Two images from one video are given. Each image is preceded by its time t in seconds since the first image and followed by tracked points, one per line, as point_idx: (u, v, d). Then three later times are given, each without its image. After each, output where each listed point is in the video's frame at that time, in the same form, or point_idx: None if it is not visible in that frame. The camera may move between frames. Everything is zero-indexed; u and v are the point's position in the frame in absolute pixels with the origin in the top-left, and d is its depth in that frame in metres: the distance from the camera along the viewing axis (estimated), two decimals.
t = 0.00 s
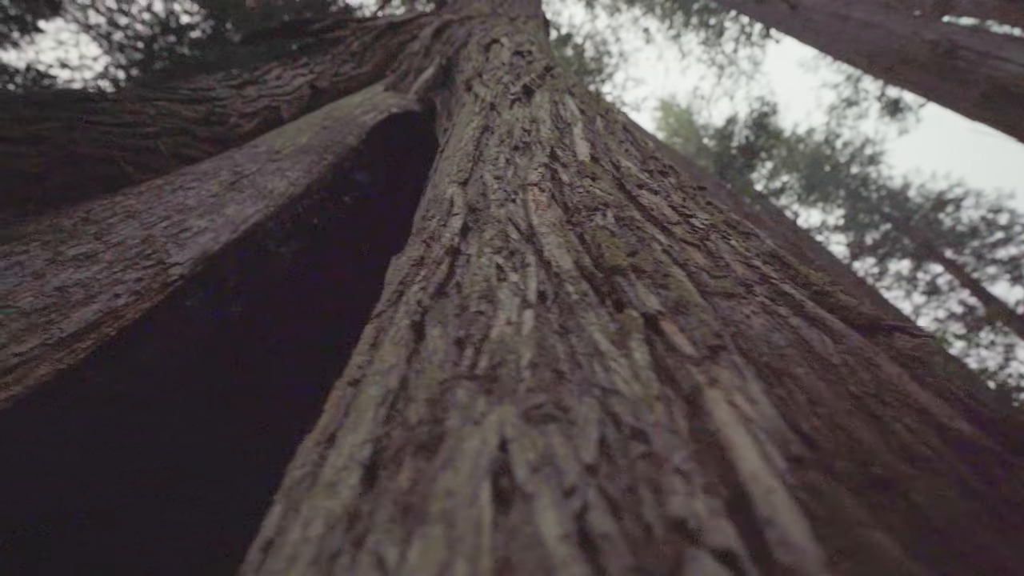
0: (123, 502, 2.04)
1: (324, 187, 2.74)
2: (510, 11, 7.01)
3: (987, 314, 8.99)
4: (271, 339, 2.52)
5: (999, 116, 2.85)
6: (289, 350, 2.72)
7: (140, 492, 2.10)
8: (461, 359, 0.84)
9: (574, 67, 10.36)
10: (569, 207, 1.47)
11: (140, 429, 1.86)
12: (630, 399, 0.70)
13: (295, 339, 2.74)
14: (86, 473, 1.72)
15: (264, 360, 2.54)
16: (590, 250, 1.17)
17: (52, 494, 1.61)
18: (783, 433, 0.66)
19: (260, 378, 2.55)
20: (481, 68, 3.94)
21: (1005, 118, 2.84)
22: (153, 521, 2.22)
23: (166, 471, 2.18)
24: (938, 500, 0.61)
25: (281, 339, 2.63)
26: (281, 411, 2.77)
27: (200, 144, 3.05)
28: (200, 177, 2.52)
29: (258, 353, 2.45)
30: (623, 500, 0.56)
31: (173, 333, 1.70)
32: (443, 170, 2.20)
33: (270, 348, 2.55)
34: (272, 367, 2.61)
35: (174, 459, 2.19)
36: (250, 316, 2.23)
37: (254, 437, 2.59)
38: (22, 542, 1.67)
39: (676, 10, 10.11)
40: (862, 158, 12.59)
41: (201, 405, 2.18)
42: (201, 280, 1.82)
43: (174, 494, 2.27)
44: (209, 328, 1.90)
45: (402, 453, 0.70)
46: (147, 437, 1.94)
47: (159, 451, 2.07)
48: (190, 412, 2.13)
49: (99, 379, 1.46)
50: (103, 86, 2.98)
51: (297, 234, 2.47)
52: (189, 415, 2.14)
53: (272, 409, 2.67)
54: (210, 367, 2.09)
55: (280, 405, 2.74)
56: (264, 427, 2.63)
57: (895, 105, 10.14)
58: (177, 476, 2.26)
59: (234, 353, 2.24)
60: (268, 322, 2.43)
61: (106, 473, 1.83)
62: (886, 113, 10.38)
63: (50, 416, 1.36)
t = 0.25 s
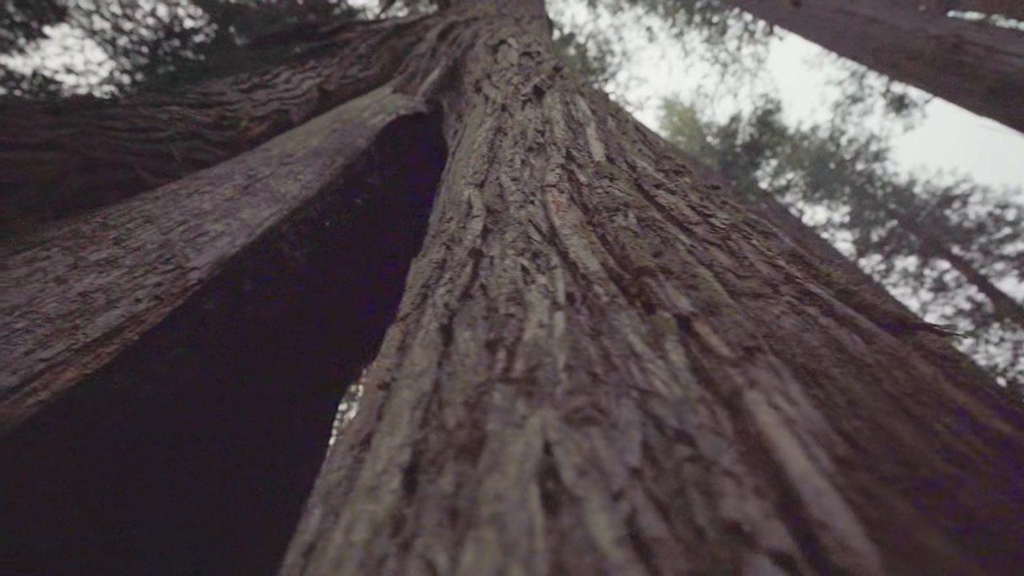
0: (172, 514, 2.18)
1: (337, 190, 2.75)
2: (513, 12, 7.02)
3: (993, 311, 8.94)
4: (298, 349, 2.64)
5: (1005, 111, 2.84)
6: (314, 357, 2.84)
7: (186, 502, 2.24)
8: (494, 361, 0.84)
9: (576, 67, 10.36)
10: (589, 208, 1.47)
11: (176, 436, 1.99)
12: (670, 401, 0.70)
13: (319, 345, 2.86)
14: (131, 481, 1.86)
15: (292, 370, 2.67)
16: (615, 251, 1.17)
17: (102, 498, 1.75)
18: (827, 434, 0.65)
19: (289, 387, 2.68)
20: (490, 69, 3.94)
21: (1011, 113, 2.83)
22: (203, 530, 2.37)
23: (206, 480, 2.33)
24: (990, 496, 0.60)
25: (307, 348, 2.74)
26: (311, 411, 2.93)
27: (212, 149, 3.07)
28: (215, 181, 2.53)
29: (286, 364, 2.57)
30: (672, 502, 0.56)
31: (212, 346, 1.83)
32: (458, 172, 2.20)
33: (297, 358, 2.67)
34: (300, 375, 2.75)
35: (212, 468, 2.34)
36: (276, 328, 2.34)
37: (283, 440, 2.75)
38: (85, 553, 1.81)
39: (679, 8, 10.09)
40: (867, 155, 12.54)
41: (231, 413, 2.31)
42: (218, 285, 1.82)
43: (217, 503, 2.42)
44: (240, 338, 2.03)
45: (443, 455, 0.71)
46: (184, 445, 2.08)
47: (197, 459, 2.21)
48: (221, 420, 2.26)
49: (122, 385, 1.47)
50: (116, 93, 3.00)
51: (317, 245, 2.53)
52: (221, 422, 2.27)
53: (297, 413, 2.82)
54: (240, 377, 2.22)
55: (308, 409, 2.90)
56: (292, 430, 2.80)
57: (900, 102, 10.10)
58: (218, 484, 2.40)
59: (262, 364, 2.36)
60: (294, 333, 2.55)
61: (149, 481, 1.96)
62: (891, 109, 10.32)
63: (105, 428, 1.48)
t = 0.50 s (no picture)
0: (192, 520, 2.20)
1: (350, 192, 2.75)
2: (517, 12, 7.02)
3: (1000, 307, 8.89)
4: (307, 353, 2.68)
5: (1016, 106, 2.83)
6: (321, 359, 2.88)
7: (203, 508, 2.26)
8: (527, 365, 0.84)
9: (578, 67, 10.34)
10: (608, 208, 1.47)
11: (195, 443, 2.02)
12: (711, 403, 0.69)
13: (326, 348, 2.90)
14: (153, 488, 1.88)
15: (301, 374, 2.70)
16: (639, 251, 1.17)
17: (125, 505, 1.77)
18: (871, 435, 0.65)
19: (298, 390, 2.72)
20: (498, 70, 3.94)
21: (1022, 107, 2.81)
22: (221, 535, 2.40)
23: (222, 485, 2.35)
24: None
25: (316, 351, 2.78)
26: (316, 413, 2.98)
27: (223, 153, 3.07)
28: (227, 185, 2.54)
29: (297, 368, 2.60)
30: (721, 505, 0.56)
31: (228, 353, 1.86)
32: (471, 174, 2.20)
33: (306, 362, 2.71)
34: (307, 378, 2.79)
35: (228, 473, 2.36)
36: (287, 334, 2.37)
37: (293, 443, 2.80)
38: (112, 561, 1.83)
39: (681, 6, 10.06)
40: (871, 151, 12.49)
41: (245, 419, 2.34)
42: (234, 289, 1.82)
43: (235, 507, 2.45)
44: (254, 345, 2.06)
45: (481, 459, 0.71)
46: (202, 451, 2.10)
47: (214, 465, 2.23)
48: (236, 425, 2.29)
49: (141, 390, 1.46)
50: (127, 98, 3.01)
51: (329, 251, 2.55)
52: (236, 428, 2.29)
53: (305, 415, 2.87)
54: (253, 383, 2.25)
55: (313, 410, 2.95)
56: (300, 433, 2.84)
57: (905, 97, 10.03)
58: (234, 489, 2.43)
59: (273, 370, 2.39)
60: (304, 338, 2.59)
61: (170, 488, 1.99)
62: (896, 105, 10.26)
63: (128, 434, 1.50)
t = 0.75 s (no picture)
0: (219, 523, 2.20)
1: (361, 194, 2.76)
2: (519, 13, 7.03)
3: (1005, 303, 8.85)
4: (321, 356, 2.67)
5: None
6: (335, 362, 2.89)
7: (224, 515, 2.24)
8: (559, 367, 0.84)
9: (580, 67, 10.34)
10: (626, 209, 1.47)
11: (214, 446, 2.01)
12: (748, 404, 0.69)
13: (340, 350, 2.90)
14: (175, 491, 1.88)
15: (315, 377, 2.70)
16: (662, 252, 1.17)
17: (148, 510, 1.76)
18: (913, 434, 0.65)
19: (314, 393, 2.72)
20: (505, 72, 3.94)
21: None
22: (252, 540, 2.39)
23: (241, 492, 2.33)
24: None
25: (330, 353, 2.79)
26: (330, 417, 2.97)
27: (233, 156, 3.08)
28: (239, 189, 2.54)
29: (311, 370, 2.60)
30: (769, 505, 0.56)
31: (245, 355, 1.86)
32: (484, 175, 2.20)
33: (320, 364, 2.71)
34: (323, 380, 2.79)
35: (249, 477, 2.35)
36: (301, 337, 2.37)
37: (311, 446, 2.78)
38: (138, 567, 1.82)
39: (682, 5, 10.03)
40: (875, 148, 12.45)
41: (261, 424, 2.32)
42: (250, 293, 1.82)
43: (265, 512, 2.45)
44: (268, 348, 2.05)
45: (520, 462, 0.71)
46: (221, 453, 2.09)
47: (233, 468, 2.23)
48: (252, 430, 2.27)
49: (162, 395, 1.45)
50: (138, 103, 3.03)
51: (340, 254, 2.55)
52: (253, 431, 2.29)
53: (321, 419, 2.86)
54: (270, 385, 2.25)
55: (328, 414, 2.95)
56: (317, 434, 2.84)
57: (909, 94, 9.98)
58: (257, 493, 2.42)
59: (289, 372, 2.39)
60: (317, 342, 2.58)
61: (192, 491, 1.98)
62: (899, 101, 10.22)
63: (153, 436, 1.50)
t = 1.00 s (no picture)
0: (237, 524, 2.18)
1: (372, 197, 2.76)
2: (522, 13, 7.03)
3: (1011, 299, 8.80)
4: (336, 358, 2.68)
5: None
6: (349, 365, 2.89)
7: (245, 517, 2.24)
8: (591, 368, 0.84)
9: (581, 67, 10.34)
10: (645, 209, 1.46)
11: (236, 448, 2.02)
12: (788, 404, 0.69)
13: (353, 352, 2.90)
14: (198, 489, 1.88)
15: (330, 378, 2.71)
16: (686, 252, 1.17)
17: (171, 513, 1.76)
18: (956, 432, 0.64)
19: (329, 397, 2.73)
20: (512, 73, 3.94)
21: None
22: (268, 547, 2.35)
23: (261, 494, 2.33)
24: None
25: (345, 356, 2.79)
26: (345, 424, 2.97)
27: (243, 159, 3.09)
28: (252, 192, 2.55)
29: (326, 372, 2.60)
30: (817, 506, 0.56)
31: (263, 357, 1.86)
32: (497, 177, 2.20)
33: (336, 366, 2.72)
34: (338, 383, 2.80)
35: (268, 481, 2.35)
36: (316, 337, 2.38)
37: (327, 447, 2.78)
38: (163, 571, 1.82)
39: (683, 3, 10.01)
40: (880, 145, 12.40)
41: (279, 426, 2.32)
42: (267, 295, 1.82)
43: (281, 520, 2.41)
44: (284, 351, 2.06)
45: (558, 463, 0.71)
46: (243, 455, 2.10)
47: (254, 469, 2.23)
48: (269, 435, 2.27)
49: (183, 399, 1.45)
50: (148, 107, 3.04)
51: (353, 257, 2.55)
52: (274, 434, 2.30)
53: (337, 424, 2.86)
54: (286, 388, 2.25)
55: (343, 420, 2.94)
56: (333, 441, 2.83)
57: (912, 90, 9.93)
58: (275, 499, 2.40)
59: (305, 373, 2.40)
60: (332, 343, 2.59)
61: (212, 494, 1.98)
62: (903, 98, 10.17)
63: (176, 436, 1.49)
